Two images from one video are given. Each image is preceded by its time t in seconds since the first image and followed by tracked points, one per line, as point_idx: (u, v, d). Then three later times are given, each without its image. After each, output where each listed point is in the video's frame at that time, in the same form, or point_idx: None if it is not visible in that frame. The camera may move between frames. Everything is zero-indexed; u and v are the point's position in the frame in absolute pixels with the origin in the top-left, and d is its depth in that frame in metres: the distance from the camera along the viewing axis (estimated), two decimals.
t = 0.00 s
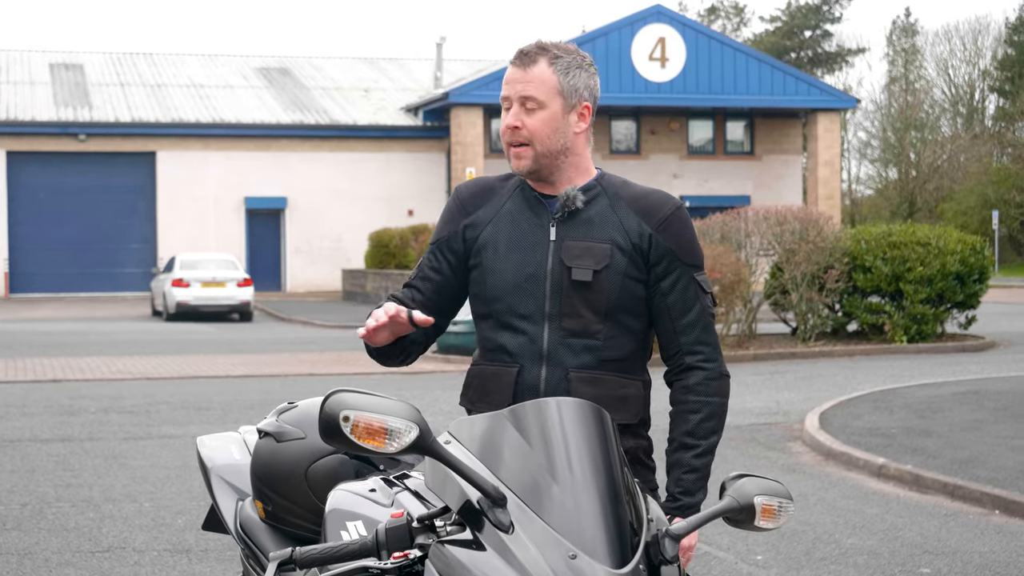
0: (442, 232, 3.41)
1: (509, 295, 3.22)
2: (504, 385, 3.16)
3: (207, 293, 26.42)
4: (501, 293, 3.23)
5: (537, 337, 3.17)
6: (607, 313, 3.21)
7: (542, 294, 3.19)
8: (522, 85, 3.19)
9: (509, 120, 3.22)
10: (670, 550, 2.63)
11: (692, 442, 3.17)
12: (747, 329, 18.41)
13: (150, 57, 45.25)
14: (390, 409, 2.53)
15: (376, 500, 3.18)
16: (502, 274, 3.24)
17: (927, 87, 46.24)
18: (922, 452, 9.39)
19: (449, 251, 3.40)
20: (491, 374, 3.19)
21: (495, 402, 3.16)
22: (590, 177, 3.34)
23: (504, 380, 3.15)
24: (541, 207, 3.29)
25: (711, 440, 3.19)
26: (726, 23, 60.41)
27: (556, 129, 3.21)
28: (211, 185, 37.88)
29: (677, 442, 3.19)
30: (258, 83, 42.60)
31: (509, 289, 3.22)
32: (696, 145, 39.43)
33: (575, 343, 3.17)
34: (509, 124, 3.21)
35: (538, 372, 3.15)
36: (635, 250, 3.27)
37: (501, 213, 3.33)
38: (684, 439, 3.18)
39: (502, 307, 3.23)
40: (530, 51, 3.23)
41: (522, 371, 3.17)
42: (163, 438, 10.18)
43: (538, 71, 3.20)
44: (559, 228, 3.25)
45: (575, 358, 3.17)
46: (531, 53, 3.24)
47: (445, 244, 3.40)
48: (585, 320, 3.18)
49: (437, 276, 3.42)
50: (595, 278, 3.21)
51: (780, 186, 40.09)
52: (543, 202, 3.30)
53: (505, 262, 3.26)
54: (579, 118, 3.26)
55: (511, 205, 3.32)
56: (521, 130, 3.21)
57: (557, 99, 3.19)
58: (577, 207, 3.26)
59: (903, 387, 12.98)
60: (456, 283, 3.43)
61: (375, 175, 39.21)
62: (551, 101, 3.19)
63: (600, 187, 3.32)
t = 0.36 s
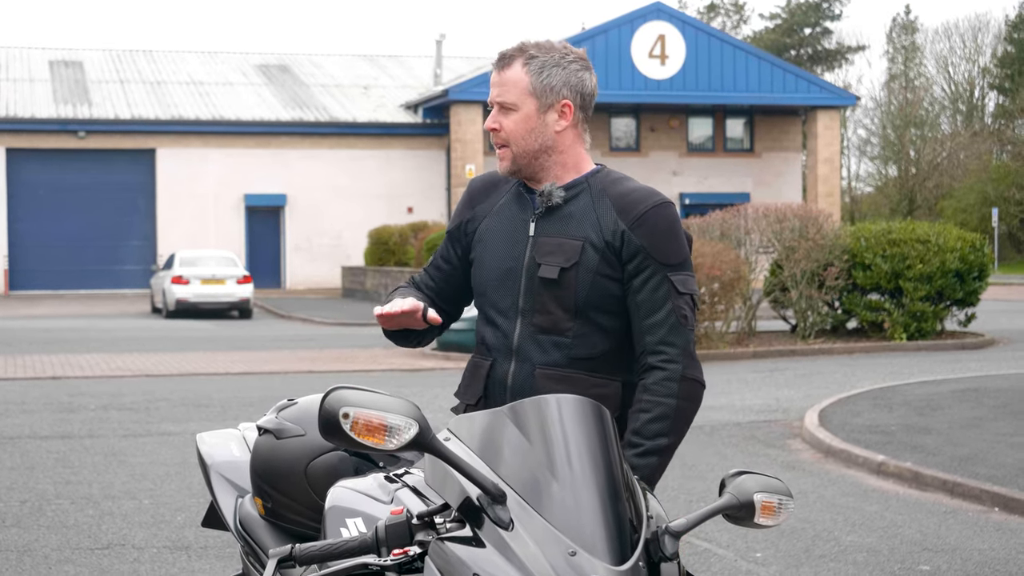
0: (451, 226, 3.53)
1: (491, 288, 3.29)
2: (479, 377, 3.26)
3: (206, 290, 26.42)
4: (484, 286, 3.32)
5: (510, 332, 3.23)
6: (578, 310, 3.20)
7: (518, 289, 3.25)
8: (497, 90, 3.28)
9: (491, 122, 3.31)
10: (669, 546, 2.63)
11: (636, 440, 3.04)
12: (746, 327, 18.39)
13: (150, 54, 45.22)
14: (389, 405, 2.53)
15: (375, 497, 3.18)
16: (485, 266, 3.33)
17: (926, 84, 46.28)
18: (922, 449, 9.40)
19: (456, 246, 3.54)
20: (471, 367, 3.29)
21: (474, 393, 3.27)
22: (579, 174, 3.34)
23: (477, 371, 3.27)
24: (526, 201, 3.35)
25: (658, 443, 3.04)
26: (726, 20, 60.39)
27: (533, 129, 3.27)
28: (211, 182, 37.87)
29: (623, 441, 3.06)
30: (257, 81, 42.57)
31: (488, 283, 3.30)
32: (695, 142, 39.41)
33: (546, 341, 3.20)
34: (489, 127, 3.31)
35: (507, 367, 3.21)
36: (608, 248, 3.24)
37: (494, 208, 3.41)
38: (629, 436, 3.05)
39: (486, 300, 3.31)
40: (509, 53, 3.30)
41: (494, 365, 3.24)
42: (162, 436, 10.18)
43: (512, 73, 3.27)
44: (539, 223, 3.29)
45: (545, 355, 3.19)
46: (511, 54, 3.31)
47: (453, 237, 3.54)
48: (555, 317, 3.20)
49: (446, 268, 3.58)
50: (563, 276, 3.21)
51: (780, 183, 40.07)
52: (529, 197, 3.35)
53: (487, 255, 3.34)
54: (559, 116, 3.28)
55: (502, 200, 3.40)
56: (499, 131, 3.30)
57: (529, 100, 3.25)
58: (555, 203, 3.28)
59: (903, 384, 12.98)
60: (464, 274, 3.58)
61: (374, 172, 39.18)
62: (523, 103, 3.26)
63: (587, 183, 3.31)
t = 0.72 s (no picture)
0: (437, 209, 3.52)
1: (495, 285, 3.27)
2: (487, 375, 3.21)
3: (207, 285, 26.41)
4: (488, 282, 3.29)
5: (520, 328, 3.21)
6: (588, 305, 3.20)
7: (525, 286, 3.23)
8: (535, 72, 3.18)
9: (523, 104, 3.21)
10: (671, 540, 2.63)
11: (652, 433, 3.05)
12: (747, 322, 18.41)
13: (150, 48, 45.20)
14: (392, 399, 2.53)
15: (376, 492, 3.18)
16: (490, 260, 3.31)
17: (927, 79, 46.27)
18: (922, 444, 9.40)
19: (439, 228, 3.53)
20: (475, 364, 3.25)
21: (481, 390, 3.21)
22: (585, 166, 3.36)
23: (484, 370, 3.22)
24: (530, 196, 3.34)
25: (673, 435, 3.05)
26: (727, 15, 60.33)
27: (569, 115, 3.25)
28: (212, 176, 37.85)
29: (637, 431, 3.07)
30: (258, 75, 42.55)
31: (496, 278, 3.28)
32: (696, 137, 39.38)
33: (557, 336, 3.19)
34: (526, 110, 3.20)
35: (518, 363, 3.19)
36: (618, 242, 3.25)
37: (494, 200, 3.41)
38: (647, 430, 3.05)
39: (489, 296, 3.28)
40: (540, 37, 3.21)
41: (503, 361, 3.21)
42: (163, 430, 10.19)
43: (549, 58, 3.19)
44: (545, 218, 3.28)
45: (557, 350, 3.19)
46: (540, 39, 3.22)
47: (437, 223, 3.52)
48: (565, 312, 3.19)
49: (422, 249, 3.55)
50: (575, 270, 3.21)
51: (780, 178, 40.06)
52: (533, 192, 3.34)
53: (491, 249, 3.33)
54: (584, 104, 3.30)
55: (503, 193, 3.41)
56: (536, 114, 3.22)
57: (570, 86, 3.21)
58: (562, 197, 3.28)
59: (903, 379, 12.98)
60: (436, 260, 3.56)
61: (375, 167, 39.16)
62: (565, 88, 3.21)
63: (591, 179, 3.32)
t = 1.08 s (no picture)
0: (429, 209, 3.33)
1: (504, 280, 3.20)
2: (508, 369, 3.12)
3: (207, 278, 26.42)
4: (497, 277, 3.21)
5: (538, 320, 3.16)
6: (605, 294, 3.23)
7: (540, 277, 3.18)
8: (529, 65, 3.14)
9: (523, 98, 3.17)
10: (670, 532, 2.63)
11: (702, 413, 3.20)
12: (747, 314, 18.41)
13: (150, 41, 45.16)
14: (391, 391, 2.53)
15: (376, 484, 3.18)
16: (500, 256, 3.22)
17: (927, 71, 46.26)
18: (922, 436, 9.40)
19: (434, 229, 3.33)
20: (489, 358, 3.15)
21: (501, 384, 3.13)
22: (578, 158, 3.35)
23: (504, 365, 3.12)
24: (533, 190, 3.28)
25: (719, 412, 3.21)
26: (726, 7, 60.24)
27: (563, 105, 3.23)
28: (211, 169, 37.82)
29: (686, 415, 3.21)
30: (257, 68, 42.51)
31: (509, 273, 3.20)
32: (696, 129, 39.36)
33: (578, 327, 3.17)
34: (528, 102, 3.16)
35: (540, 357, 3.14)
36: (629, 230, 3.32)
37: (492, 196, 3.30)
38: (696, 412, 3.20)
39: (498, 291, 3.20)
40: (526, 31, 3.18)
41: (523, 356, 3.14)
42: (163, 423, 10.18)
43: (539, 49, 3.16)
44: (553, 211, 3.25)
45: (579, 341, 3.16)
46: (526, 33, 3.19)
47: (430, 223, 3.33)
48: (585, 302, 3.18)
49: (420, 250, 3.31)
50: (593, 260, 3.22)
51: (780, 170, 40.04)
52: (535, 184, 3.29)
53: (498, 247, 3.24)
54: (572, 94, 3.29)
55: (499, 187, 3.31)
56: (536, 107, 3.18)
57: (563, 76, 3.20)
58: (569, 189, 3.26)
59: (903, 372, 12.99)
60: (432, 263, 3.34)
61: (374, 159, 39.13)
62: (559, 78, 3.19)
63: (588, 169, 3.34)
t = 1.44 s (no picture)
0: (425, 207, 3.31)
1: (511, 274, 3.18)
2: (517, 365, 3.11)
3: (207, 272, 26.40)
4: (502, 273, 3.19)
5: (547, 313, 3.14)
6: (611, 286, 3.23)
7: (547, 270, 3.17)
8: (531, 62, 3.13)
9: (525, 95, 3.16)
10: (670, 526, 2.63)
11: (695, 407, 3.23)
12: (746, 308, 18.40)
13: (149, 35, 45.10)
14: (390, 386, 2.52)
15: (376, 479, 3.17)
16: (504, 250, 3.21)
17: (927, 64, 46.19)
18: (923, 429, 9.40)
19: (429, 224, 3.30)
20: (498, 355, 3.13)
21: (505, 380, 3.11)
22: (576, 151, 3.35)
23: (514, 361, 3.11)
24: (537, 183, 3.27)
25: (711, 405, 3.24)
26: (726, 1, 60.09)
27: (566, 100, 3.22)
28: (210, 163, 37.79)
29: (680, 407, 3.24)
30: (257, 62, 42.45)
31: (515, 266, 3.18)
32: (696, 123, 39.32)
33: (587, 319, 3.16)
34: (530, 99, 3.15)
35: (551, 350, 3.13)
36: (632, 222, 3.32)
37: (493, 190, 3.28)
38: (690, 407, 3.23)
39: (503, 287, 3.18)
40: (527, 27, 3.16)
41: (534, 350, 3.12)
42: (163, 417, 10.18)
43: (540, 44, 3.14)
44: (559, 204, 3.24)
45: (588, 333, 3.16)
46: (527, 28, 3.16)
47: (427, 219, 3.30)
48: (593, 295, 3.18)
49: (414, 246, 3.29)
50: (600, 253, 3.22)
51: (779, 164, 39.99)
52: (539, 178, 3.28)
53: (502, 240, 3.22)
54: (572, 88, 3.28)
55: (502, 181, 3.30)
56: (540, 103, 3.17)
57: (563, 70, 3.18)
58: (574, 181, 3.25)
59: (903, 365, 12.98)
60: (427, 261, 3.31)
61: (374, 153, 39.08)
62: (560, 74, 3.17)
63: (589, 161, 3.34)
